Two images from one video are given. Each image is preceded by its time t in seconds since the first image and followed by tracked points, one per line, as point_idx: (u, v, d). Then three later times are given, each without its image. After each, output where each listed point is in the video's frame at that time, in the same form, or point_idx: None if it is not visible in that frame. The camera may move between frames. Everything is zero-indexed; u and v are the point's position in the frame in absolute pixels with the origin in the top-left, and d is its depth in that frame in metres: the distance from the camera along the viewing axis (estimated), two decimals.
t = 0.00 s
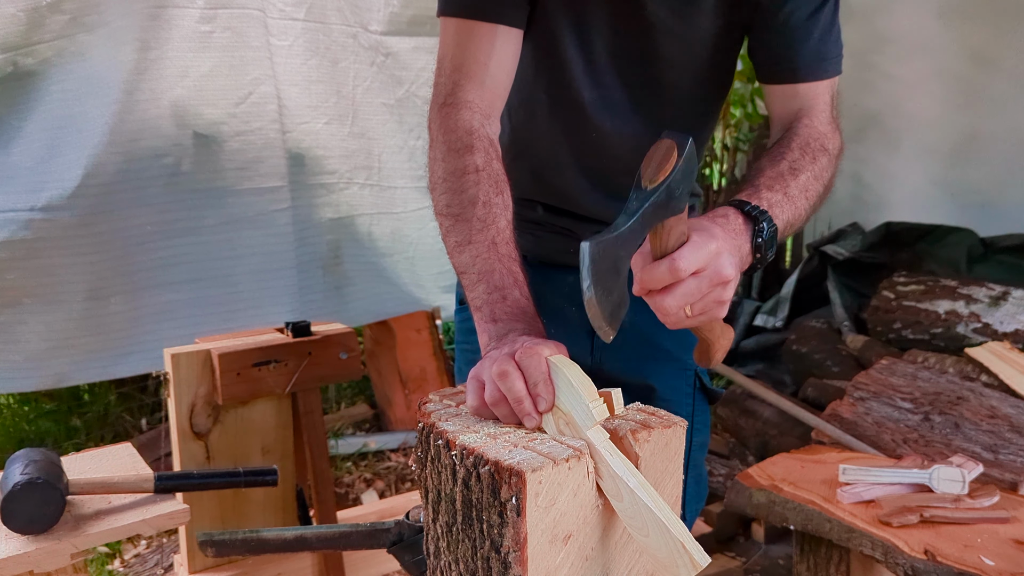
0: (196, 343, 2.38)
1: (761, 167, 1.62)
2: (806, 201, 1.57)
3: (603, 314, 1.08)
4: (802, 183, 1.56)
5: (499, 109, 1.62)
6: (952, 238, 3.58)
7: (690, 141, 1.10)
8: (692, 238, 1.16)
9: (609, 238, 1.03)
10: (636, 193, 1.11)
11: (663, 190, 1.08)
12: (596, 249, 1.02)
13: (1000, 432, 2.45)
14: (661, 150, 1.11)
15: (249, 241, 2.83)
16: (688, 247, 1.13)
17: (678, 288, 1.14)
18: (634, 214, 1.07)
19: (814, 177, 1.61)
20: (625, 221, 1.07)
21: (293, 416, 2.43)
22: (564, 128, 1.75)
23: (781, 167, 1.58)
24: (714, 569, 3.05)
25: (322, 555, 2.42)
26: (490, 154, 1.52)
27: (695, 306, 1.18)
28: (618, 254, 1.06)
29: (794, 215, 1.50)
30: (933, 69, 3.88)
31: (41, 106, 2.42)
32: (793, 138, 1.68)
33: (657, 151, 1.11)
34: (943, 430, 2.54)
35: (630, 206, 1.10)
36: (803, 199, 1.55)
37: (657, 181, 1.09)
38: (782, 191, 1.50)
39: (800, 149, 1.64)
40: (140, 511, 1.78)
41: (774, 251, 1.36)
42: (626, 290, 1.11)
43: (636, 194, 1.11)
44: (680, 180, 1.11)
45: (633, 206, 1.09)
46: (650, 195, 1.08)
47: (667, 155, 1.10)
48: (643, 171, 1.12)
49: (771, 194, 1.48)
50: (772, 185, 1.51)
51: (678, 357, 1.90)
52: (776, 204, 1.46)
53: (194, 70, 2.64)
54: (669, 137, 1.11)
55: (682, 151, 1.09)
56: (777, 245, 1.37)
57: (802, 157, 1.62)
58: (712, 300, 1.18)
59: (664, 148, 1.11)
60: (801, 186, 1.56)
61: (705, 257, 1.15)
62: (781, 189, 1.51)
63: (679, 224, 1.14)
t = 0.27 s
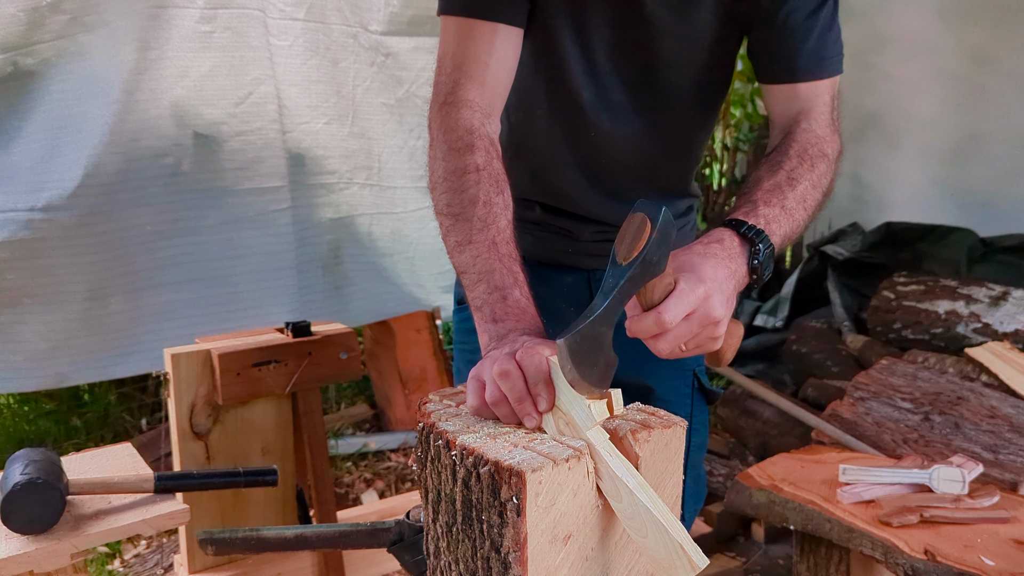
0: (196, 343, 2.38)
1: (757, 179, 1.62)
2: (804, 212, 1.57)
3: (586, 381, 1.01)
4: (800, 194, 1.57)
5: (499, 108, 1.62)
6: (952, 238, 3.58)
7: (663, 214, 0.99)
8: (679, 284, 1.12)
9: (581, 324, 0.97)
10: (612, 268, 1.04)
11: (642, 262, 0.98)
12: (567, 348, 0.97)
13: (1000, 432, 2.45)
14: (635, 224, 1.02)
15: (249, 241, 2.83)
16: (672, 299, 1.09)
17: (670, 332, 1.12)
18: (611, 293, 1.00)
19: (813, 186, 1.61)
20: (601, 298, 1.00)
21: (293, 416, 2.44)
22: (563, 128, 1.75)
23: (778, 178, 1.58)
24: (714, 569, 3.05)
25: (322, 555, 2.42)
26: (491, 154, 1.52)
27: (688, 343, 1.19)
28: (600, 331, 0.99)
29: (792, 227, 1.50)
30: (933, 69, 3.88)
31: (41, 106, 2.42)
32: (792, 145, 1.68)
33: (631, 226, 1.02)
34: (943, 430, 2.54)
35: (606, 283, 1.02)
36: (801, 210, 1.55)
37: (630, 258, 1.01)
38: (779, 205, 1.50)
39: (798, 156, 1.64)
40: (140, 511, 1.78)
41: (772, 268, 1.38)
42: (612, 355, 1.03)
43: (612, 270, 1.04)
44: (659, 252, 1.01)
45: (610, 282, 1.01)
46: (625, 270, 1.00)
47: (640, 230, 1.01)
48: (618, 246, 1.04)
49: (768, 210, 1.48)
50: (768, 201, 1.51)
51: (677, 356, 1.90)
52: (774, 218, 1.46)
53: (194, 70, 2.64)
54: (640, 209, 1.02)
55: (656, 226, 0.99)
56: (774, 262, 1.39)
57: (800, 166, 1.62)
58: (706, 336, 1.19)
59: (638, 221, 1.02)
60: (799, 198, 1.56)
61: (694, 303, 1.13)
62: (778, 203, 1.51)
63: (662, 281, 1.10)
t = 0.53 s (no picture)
0: (196, 343, 2.38)
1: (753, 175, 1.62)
2: (801, 208, 1.56)
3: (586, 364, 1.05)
4: (794, 190, 1.56)
5: (498, 109, 1.62)
6: (952, 239, 3.58)
7: (660, 199, 1.04)
8: (675, 274, 1.13)
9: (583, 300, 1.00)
10: (611, 250, 1.06)
11: (640, 246, 1.03)
12: (570, 320, 1.00)
13: (1000, 432, 2.45)
14: (632, 209, 1.06)
15: (249, 241, 2.83)
16: (672, 285, 1.10)
17: (666, 324, 1.12)
18: (610, 273, 1.03)
19: (809, 182, 1.60)
20: (601, 280, 1.03)
21: (293, 416, 2.43)
22: (563, 128, 1.75)
23: (772, 175, 1.58)
24: (714, 569, 3.05)
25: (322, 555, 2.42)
26: (490, 154, 1.52)
27: (686, 336, 1.18)
28: (598, 310, 1.03)
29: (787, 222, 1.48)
30: (933, 68, 3.88)
31: (42, 106, 2.42)
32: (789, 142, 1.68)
33: (627, 210, 1.06)
34: (943, 430, 2.54)
35: (606, 263, 1.06)
36: (797, 206, 1.54)
37: (629, 241, 1.04)
38: (773, 201, 1.49)
39: (793, 153, 1.64)
40: (140, 511, 1.78)
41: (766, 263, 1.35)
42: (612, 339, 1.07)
43: (609, 251, 1.07)
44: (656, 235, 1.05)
45: (609, 264, 1.05)
46: (625, 252, 1.04)
47: (638, 212, 1.05)
48: (615, 229, 1.07)
49: (762, 206, 1.47)
50: (762, 197, 1.51)
51: (677, 356, 1.89)
52: (768, 214, 1.45)
53: (194, 70, 2.64)
54: (638, 194, 1.06)
55: (654, 209, 1.04)
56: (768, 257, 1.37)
57: (795, 163, 1.62)
58: (702, 329, 1.18)
59: (634, 206, 1.06)
60: (795, 194, 1.55)
61: (691, 292, 1.13)
62: (772, 199, 1.50)
63: (660, 266, 1.11)
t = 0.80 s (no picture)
0: (196, 343, 2.38)
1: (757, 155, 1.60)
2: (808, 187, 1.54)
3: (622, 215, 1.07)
4: (802, 169, 1.55)
5: (498, 109, 1.62)
6: (952, 238, 3.58)
7: (702, 60, 1.18)
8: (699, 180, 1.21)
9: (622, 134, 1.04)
10: (654, 100, 1.15)
11: (681, 101, 1.14)
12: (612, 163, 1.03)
13: (1000, 432, 2.45)
14: (677, 65, 1.18)
15: (249, 241, 2.83)
16: (698, 185, 1.16)
17: (681, 232, 1.17)
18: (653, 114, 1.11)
19: (815, 166, 1.59)
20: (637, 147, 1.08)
21: (293, 416, 2.44)
22: (564, 128, 1.74)
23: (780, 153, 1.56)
24: (714, 569, 3.05)
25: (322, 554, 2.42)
26: (490, 154, 1.52)
27: (699, 261, 1.20)
28: (634, 162, 1.07)
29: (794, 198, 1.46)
30: (933, 69, 3.88)
31: (42, 106, 2.42)
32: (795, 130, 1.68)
33: (674, 65, 1.18)
34: (943, 430, 2.54)
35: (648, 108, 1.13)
36: (805, 184, 1.53)
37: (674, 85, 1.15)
38: (781, 173, 1.48)
39: (800, 138, 1.64)
40: (140, 511, 1.78)
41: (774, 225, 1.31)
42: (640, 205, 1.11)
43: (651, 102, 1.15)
44: (697, 92, 1.17)
45: (651, 111, 1.12)
46: (668, 100, 1.13)
47: (684, 67, 1.17)
48: (660, 80, 1.17)
49: (769, 177, 1.45)
50: (770, 168, 1.50)
51: (678, 357, 1.91)
52: (776, 184, 1.43)
53: (194, 70, 2.64)
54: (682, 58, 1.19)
55: (698, 65, 1.17)
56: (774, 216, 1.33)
57: (801, 147, 1.61)
58: (717, 252, 1.20)
59: (679, 65, 1.18)
60: (802, 172, 1.54)
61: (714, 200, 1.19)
62: (779, 171, 1.50)
63: (688, 158, 1.20)
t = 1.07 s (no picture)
0: (196, 343, 2.38)
1: (760, 187, 1.65)
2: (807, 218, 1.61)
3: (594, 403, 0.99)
4: (804, 201, 1.61)
5: (498, 108, 1.62)
6: (953, 238, 3.56)
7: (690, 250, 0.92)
8: (694, 312, 1.11)
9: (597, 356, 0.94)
10: (632, 299, 0.96)
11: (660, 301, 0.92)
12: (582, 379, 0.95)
13: (1000, 432, 2.45)
14: (659, 258, 0.94)
15: (249, 241, 2.83)
16: (686, 328, 1.08)
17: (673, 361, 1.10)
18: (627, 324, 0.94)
19: (815, 190, 1.65)
20: (618, 330, 0.95)
21: (293, 416, 2.44)
22: (564, 127, 1.74)
23: (784, 184, 1.61)
24: (714, 569, 3.05)
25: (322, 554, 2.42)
26: (490, 153, 1.52)
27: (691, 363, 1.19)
28: (611, 360, 0.96)
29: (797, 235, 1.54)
30: (933, 69, 3.88)
31: (42, 106, 2.42)
32: (794, 143, 1.71)
33: (654, 262, 0.94)
34: (944, 430, 2.54)
35: (625, 312, 0.95)
36: (806, 216, 1.60)
37: (653, 291, 0.94)
38: (789, 215, 1.54)
39: (803, 159, 1.67)
40: (140, 511, 1.78)
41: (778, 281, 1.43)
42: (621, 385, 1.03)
43: (631, 300, 0.96)
44: (681, 286, 0.94)
45: (627, 314, 0.95)
46: (646, 301, 0.93)
47: (665, 264, 0.93)
48: (639, 278, 0.96)
49: (779, 220, 1.51)
50: (778, 210, 1.54)
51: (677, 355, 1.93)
52: (784, 229, 1.50)
53: (194, 70, 2.65)
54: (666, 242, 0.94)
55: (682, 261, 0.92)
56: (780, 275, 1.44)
57: (803, 168, 1.65)
58: (709, 359, 1.18)
59: (662, 257, 0.94)
60: (805, 204, 1.60)
61: (707, 332, 1.12)
62: (788, 213, 1.55)
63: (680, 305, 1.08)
